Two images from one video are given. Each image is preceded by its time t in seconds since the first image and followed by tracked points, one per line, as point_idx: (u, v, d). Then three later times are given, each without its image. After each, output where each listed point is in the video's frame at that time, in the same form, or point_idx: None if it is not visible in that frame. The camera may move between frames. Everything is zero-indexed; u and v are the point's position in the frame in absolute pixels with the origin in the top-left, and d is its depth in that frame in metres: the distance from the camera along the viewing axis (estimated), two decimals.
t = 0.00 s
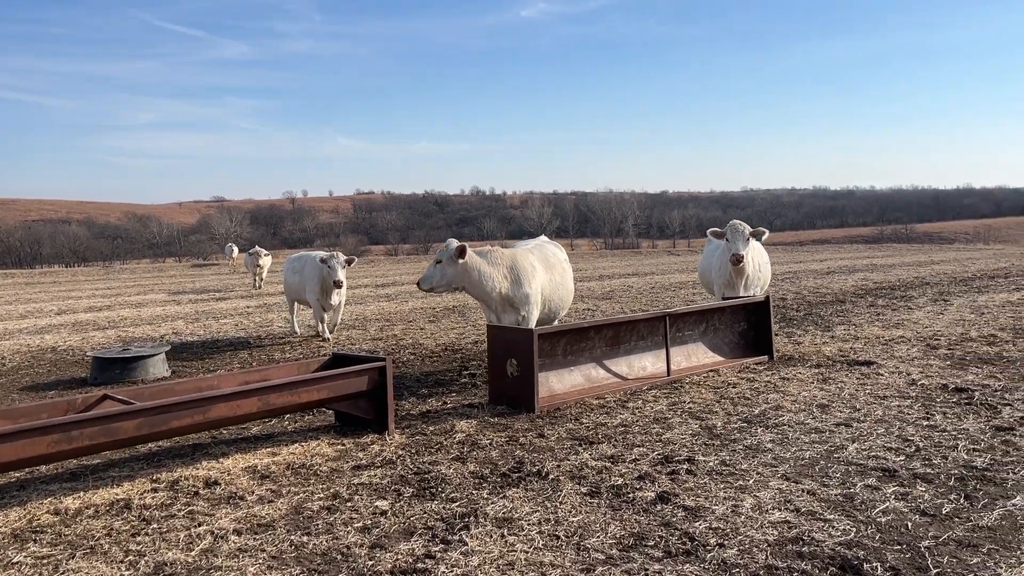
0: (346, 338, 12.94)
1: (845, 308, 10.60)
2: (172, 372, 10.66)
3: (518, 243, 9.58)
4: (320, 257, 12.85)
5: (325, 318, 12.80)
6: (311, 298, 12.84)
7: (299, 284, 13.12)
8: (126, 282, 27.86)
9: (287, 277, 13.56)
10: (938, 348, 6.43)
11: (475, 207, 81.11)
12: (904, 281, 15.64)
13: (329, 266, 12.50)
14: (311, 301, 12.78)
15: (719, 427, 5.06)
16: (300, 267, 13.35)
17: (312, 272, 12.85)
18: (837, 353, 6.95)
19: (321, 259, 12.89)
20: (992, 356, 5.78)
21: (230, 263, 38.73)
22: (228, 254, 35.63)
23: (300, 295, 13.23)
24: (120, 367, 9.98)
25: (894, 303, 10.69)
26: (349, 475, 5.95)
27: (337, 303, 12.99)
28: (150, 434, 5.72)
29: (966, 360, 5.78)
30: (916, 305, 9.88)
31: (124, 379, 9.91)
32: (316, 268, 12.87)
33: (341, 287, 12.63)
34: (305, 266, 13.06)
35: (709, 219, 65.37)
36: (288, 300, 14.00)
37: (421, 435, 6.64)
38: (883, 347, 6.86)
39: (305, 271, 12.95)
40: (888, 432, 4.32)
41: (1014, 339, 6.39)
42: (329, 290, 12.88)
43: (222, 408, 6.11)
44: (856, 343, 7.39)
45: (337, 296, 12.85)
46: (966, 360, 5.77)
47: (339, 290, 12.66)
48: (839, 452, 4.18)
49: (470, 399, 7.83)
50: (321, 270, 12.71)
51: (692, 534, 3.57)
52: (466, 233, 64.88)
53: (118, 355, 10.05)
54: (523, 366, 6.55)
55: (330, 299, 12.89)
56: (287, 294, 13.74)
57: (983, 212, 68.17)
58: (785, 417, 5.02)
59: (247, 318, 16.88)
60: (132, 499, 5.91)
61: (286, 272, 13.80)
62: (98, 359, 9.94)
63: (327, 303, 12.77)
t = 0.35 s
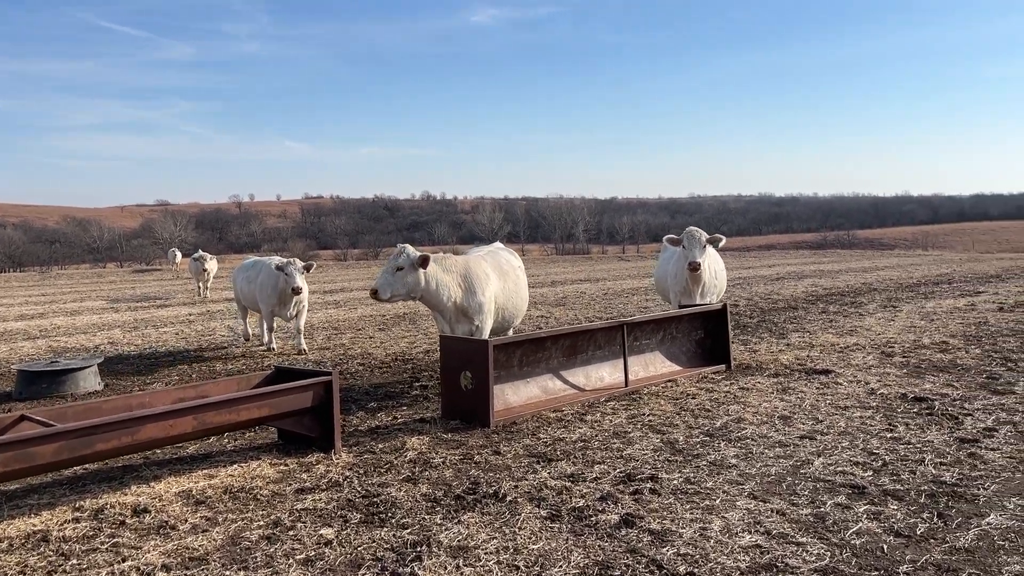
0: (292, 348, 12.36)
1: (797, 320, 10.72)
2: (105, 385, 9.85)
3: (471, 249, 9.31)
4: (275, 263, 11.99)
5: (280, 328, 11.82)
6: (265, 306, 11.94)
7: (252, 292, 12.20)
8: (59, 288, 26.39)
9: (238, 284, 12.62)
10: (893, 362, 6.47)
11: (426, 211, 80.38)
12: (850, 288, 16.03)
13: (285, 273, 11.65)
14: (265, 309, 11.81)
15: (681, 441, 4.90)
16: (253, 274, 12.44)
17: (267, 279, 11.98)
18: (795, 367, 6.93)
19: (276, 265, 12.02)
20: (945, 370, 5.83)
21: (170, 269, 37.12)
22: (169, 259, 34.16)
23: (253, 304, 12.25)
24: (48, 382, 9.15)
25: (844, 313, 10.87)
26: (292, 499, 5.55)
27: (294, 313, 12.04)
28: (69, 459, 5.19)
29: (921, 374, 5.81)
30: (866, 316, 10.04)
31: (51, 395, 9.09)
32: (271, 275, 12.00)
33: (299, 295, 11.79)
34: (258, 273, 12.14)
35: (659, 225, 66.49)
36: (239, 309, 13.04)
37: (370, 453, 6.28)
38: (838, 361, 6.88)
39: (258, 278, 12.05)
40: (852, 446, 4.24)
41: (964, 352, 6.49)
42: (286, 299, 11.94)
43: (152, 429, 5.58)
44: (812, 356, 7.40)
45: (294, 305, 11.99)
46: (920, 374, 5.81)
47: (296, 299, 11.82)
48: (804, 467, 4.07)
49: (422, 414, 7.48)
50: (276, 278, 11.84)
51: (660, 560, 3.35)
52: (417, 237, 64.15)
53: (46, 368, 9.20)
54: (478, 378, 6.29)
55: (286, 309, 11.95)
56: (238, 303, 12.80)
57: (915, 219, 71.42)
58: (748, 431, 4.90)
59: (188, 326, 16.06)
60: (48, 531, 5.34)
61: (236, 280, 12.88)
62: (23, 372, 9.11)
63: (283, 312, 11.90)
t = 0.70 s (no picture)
0: (246, 365, 11.84)
1: (760, 333, 10.79)
2: (43, 406, 9.18)
3: (432, 260, 9.04)
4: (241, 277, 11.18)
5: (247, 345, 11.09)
6: (233, 324, 11.20)
7: (217, 308, 11.40)
8: None
9: (199, 300, 11.75)
10: (859, 378, 6.48)
11: (385, 221, 79.58)
12: (807, 299, 16.31)
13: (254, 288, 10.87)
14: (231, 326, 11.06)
15: (654, 461, 4.74)
16: (216, 287, 11.60)
17: (233, 294, 11.19)
18: (763, 381, 6.88)
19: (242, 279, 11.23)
20: (912, 386, 5.85)
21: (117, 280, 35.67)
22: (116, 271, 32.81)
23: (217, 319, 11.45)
24: None
25: (805, 327, 10.98)
26: (243, 530, 5.16)
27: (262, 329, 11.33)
28: None
29: (889, 390, 5.81)
30: (827, 331, 10.15)
31: None
32: (237, 290, 11.22)
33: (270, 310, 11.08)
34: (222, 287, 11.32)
35: (618, 236, 67.17)
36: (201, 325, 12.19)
37: (327, 479, 5.94)
38: (805, 376, 6.87)
39: (224, 294, 11.24)
40: (829, 465, 4.15)
41: (927, 368, 6.56)
42: (253, 314, 11.20)
43: (89, 457, 5.09)
44: (778, 370, 7.39)
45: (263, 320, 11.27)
46: (888, 390, 5.81)
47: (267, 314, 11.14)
48: (783, 488, 3.94)
49: (383, 433, 7.15)
50: (244, 293, 11.07)
51: None
52: (376, 248, 63.36)
53: None
54: (441, 397, 6.04)
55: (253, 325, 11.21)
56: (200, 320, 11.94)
57: (863, 231, 73.87)
58: (722, 449, 4.77)
59: (135, 341, 15.30)
60: None
61: (196, 293, 11.98)
62: None
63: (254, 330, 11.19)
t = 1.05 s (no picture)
0: (191, 385, 11.21)
1: (719, 349, 10.80)
2: None
3: (387, 274, 8.72)
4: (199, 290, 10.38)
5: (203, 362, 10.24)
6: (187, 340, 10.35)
7: (171, 323, 10.53)
8: None
9: (150, 313, 10.84)
10: (822, 396, 6.46)
11: (340, 234, 78.33)
12: (761, 314, 16.54)
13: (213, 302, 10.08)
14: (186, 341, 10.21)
15: (622, 485, 4.53)
16: (170, 300, 10.74)
17: (189, 307, 10.37)
18: (727, 399, 6.80)
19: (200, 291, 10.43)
20: (875, 405, 5.85)
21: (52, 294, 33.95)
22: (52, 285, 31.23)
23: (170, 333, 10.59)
24: None
25: (763, 343, 11.06)
26: (179, 569, 4.70)
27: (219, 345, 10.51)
28: None
29: (852, 409, 5.80)
30: (784, 347, 10.23)
31: None
32: (194, 303, 10.41)
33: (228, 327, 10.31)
34: (176, 301, 10.49)
35: (575, 250, 67.63)
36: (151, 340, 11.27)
37: (274, 510, 5.51)
38: (769, 394, 6.83)
39: (178, 307, 10.40)
40: (802, 488, 4.02)
41: (887, 387, 6.60)
42: (210, 330, 10.37)
43: None
44: (741, 387, 7.34)
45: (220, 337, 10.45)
46: (852, 409, 5.79)
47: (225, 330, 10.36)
48: (756, 514, 3.78)
49: (335, 459, 6.76)
50: (201, 307, 10.27)
51: None
52: (328, 261, 62.25)
53: None
54: (397, 420, 5.73)
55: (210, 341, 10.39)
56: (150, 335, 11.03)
57: (809, 246, 76.29)
58: (690, 472, 4.60)
59: (71, 359, 14.41)
60: None
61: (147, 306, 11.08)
62: None
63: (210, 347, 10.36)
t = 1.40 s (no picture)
0: (141, 407, 10.59)
1: (691, 366, 10.72)
2: None
3: (351, 291, 8.40)
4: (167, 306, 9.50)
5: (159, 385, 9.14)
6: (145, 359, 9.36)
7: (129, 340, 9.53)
8: None
9: (108, 330, 9.84)
10: (799, 416, 6.37)
11: (303, 249, 77.07)
12: (729, 330, 16.63)
13: (185, 321, 9.23)
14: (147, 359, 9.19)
15: (601, 515, 4.30)
16: (132, 316, 9.78)
17: (153, 323, 9.44)
18: (703, 418, 6.67)
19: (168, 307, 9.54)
20: (853, 425, 5.78)
21: None
22: None
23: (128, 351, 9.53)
24: None
25: (733, 360, 11.03)
26: None
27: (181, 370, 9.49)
28: None
29: (830, 430, 5.71)
30: (756, 364, 10.21)
31: None
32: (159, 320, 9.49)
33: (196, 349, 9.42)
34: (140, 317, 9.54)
35: (541, 265, 67.71)
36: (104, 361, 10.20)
37: (227, 546, 5.11)
38: (745, 414, 6.71)
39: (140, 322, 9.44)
40: (788, 516, 3.86)
41: (863, 405, 6.56)
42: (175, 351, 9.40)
43: None
44: (716, 407, 7.22)
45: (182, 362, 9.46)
46: (830, 429, 5.71)
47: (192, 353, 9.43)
48: (743, 546, 3.59)
49: (295, 488, 6.36)
50: (167, 322, 9.35)
51: None
52: (290, 275, 61.12)
53: None
54: (361, 446, 5.41)
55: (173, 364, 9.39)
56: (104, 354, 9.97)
57: (769, 262, 77.93)
58: (671, 499, 4.40)
59: (14, 378, 13.59)
60: None
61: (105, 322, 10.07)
62: None
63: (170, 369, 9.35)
